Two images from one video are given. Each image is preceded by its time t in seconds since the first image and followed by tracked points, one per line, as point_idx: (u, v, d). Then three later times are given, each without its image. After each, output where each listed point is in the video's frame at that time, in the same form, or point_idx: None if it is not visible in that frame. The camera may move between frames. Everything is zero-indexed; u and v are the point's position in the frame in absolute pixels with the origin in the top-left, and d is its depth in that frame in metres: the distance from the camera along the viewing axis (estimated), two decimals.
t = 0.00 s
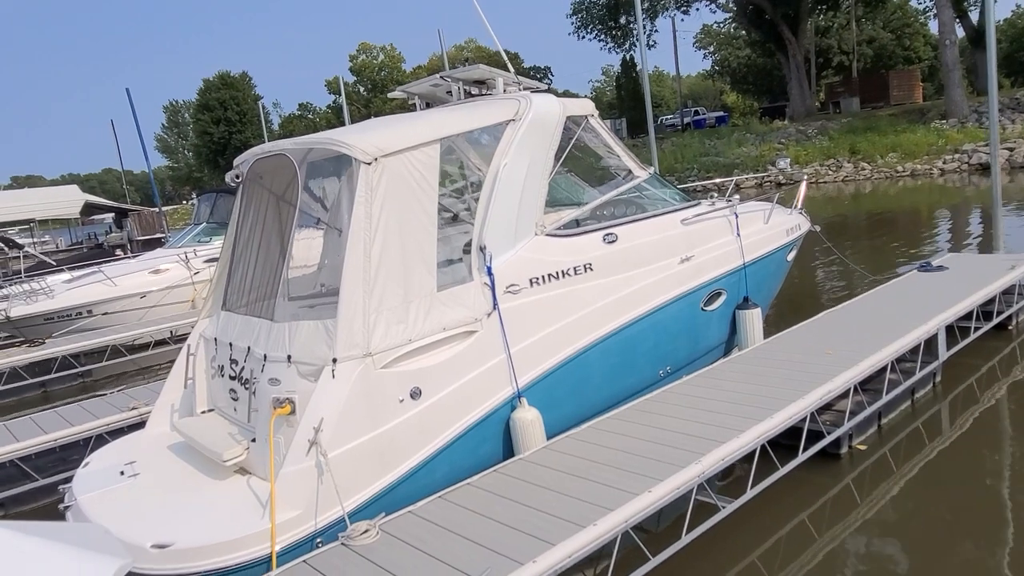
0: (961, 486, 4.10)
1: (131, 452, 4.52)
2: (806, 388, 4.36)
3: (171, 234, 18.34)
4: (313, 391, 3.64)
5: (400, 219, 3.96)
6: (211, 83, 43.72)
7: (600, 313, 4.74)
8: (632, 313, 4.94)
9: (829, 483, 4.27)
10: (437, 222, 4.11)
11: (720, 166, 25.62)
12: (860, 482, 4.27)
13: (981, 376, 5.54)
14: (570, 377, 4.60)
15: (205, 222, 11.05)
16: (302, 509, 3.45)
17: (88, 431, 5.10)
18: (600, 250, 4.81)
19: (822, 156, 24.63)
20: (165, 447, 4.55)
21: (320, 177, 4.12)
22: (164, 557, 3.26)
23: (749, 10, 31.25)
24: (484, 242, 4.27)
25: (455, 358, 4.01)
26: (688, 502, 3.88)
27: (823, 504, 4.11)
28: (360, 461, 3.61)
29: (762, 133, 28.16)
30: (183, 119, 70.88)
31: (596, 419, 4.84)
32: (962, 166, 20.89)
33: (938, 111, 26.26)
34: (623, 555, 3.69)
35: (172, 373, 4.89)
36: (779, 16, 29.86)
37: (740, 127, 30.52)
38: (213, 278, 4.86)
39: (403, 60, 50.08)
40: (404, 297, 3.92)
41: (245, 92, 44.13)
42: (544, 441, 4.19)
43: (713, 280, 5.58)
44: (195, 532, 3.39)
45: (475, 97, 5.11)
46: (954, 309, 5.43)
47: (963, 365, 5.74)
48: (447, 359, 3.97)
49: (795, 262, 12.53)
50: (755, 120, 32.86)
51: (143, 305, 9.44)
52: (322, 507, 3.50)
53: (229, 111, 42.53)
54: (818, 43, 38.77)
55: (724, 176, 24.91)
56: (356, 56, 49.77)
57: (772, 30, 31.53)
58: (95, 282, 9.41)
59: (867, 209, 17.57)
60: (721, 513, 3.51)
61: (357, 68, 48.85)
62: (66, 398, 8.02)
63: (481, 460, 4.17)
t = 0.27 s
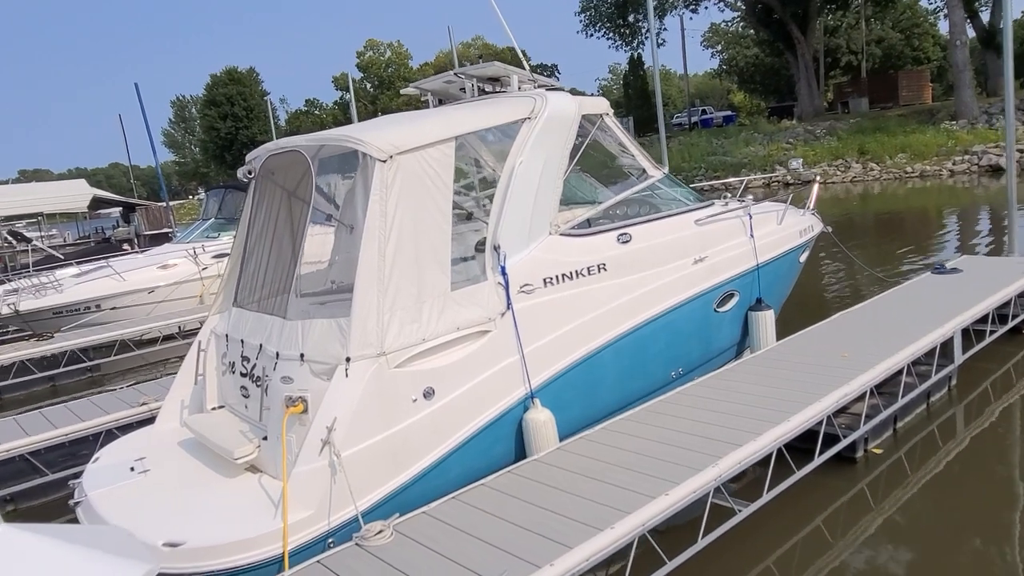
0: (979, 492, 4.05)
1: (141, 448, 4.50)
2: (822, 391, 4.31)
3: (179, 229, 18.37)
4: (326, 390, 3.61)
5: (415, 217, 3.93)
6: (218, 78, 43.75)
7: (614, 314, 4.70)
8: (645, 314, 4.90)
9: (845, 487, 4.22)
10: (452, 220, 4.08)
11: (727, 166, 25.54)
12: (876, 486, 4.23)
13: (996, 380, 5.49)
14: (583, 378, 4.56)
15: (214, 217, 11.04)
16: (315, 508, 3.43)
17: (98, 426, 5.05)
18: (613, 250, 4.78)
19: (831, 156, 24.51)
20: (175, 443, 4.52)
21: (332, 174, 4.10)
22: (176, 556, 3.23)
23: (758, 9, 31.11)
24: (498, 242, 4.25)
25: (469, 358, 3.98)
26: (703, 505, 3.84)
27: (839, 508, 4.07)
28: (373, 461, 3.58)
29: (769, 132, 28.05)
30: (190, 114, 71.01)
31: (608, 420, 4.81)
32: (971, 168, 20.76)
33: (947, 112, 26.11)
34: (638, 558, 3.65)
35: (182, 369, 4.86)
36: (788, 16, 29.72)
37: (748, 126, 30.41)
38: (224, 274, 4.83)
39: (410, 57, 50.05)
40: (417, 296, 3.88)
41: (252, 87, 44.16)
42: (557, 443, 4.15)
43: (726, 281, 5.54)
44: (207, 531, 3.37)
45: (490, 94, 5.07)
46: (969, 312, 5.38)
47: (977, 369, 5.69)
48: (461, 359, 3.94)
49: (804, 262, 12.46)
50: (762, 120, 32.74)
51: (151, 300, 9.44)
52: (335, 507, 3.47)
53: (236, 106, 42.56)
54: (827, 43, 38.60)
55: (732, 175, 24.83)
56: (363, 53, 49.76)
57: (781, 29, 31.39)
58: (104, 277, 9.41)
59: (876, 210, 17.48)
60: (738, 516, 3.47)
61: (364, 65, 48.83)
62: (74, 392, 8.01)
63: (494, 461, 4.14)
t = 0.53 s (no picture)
0: (999, 497, 4.01)
1: (152, 447, 4.47)
2: (839, 394, 4.27)
3: (183, 226, 18.35)
4: (341, 392, 3.57)
5: (430, 217, 3.90)
6: (221, 75, 43.68)
7: (628, 316, 4.67)
8: (659, 316, 4.87)
9: (862, 491, 4.18)
10: (467, 220, 4.04)
11: (732, 165, 25.49)
12: (893, 491, 4.19)
13: (1011, 383, 5.45)
14: (597, 381, 4.53)
15: (219, 215, 11.02)
16: (329, 511, 3.39)
17: (109, 425, 5.02)
18: (627, 252, 4.74)
19: (835, 156, 24.46)
20: (185, 442, 4.49)
21: (346, 173, 4.09)
22: (189, 559, 3.20)
23: (762, 8, 31.02)
24: (513, 242, 4.22)
25: (484, 359, 3.95)
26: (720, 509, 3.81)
27: (856, 513, 4.03)
28: (389, 463, 3.55)
29: (774, 132, 28.00)
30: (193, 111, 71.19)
31: (621, 423, 4.78)
32: (977, 169, 20.70)
33: (952, 113, 26.03)
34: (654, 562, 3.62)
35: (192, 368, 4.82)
36: (793, 15, 29.63)
37: (752, 126, 30.36)
38: (235, 273, 4.80)
39: (413, 54, 50.02)
40: (433, 296, 3.85)
41: (255, 84, 44.10)
42: (571, 446, 4.12)
43: (740, 283, 5.52)
44: (221, 534, 3.34)
45: (503, 93, 5.04)
46: (984, 315, 5.34)
47: (991, 372, 5.65)
48: (476, 361, 3.91)
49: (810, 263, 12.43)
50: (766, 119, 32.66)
51: (158, 297, 9.41)
52: (350, 509, 3.44)
53: (239, 103, 42.53)
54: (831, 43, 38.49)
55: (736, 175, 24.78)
56: (366, 50, 49.75)
57: (785, 29, 31.29)
58: (110, 275, 9.38)
59: (882, 211, 17.42)
60: (758, 521, 3.43)
61: (367, 62, 48.75)
62: (81, 390, 7.99)
63: (508, 464, 4.10)
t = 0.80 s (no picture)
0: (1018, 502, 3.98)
1: (163, 448, 4.44)
2: (856, 397, 4.24)
3: (186, 223, 18.32)
4: (356, 393, 3.54)
5: (446, 218, 3.87)
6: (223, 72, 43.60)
7: (642, 317, 4.64)
8: (672, 317, 4.84)
9: (879, 495, 4.15)
10: (482, 221, 4.01)
11: (735, 164, 25.46)
12: (911, 495, 4.16)
13: None
14: (611, 382, 4.50)
15: (225, 213, 10.99)
16: (345, 514, 3.36)
17: (120, 424, 4.99)
18: (641, 252, 4.71)
19: (839, 156, 24.41)
20: (196, 443, 4.46)
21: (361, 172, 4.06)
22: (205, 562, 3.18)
23: (766, 7, 30.95)
24: (528, 243, 4.18)
25: (499, 361, 3.92)
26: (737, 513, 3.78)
27: (873, 517, 4.00)
28: (404, 466, 3.52)
29: (777, 131, 27.95)
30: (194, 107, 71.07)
31: (634, 425, 4.74)
32: (981, 169, 20.66)
33: (956, 112, 25.99)
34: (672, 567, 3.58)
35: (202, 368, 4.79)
36: (797, 14, 29.56)
37: (755, 125, 30.32)
38: (246, 272, 4.77)
39: (415, 52, 49.95)
40: (448, 298, 3.82)
41: (257, 81, 44.02)
42: (586, 449, 4.09)
43: (752, 284, 5.49)
44: (236, 536, 3.32)
45: (516, 93, 5.01)
46: (999, 317, 5.31)
47: (1004, 374, 5.62)
48: (491, 362, 3.89)
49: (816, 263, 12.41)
50: (769, 118, 32.60)
51: (164, 295, 9.40)
52: (366, 512, 3.41)
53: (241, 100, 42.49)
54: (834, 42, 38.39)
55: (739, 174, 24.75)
56: (368, 48, 49.69)
57: (789, 28, 31.23)
58: (116, 272, 9.35)
59: (887, 211, 17.38)
60: (778, 526, 3.39)
61: (369, 60, 48.68)
62: (87, 388, 7.96)
63: (522, 466, 4.07)
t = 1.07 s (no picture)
0: None
1: (171, 446, 4.42)
2: (869, 398, 4.22)
3: (188, 220, 18.28)
4: (367, 393, 3.52)
5: (457, 216, 3.84)
6: (225, 68, 43.50)
7: (652, 316, 4.62)
8: (682, 317, 4.82)
9: (891, 496, 4.13)
10: (494, 219, 3.99)
11: (737, 163, 25.43)
12: (924, 496, 4.14)
13: None
14: (621, 382, 4.48)
15: (228, 209, 10.96)
16: (356, 514, 3.34)
17: (127, 421, 4.97)
18: (652, 251, 4.69)
19: (842, 155, 24.37)
20: (204, 441, 4.44)
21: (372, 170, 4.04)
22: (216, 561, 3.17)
23: (769, 5, 30.87)
24: (539, 242, 4.16)
25: (510, 360, 3.90)
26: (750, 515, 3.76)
27: (887, 519, 3.98)
28: (416, 465, 3.50)
29: (780, 130, 27.90)
30: (195, 103, 70.95)
31: (643, 425, 4.72)
32: (984, 168, 20.63)
33: (959, 112, 25.94)
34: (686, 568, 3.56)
35: (210, 366, 4.77)
36: (800, 12, 29.47)
37: (757, 123, 30.27)
38: (253, 270, 4.75)
39: (416, 49, 49.86)
40: (460, 296, 3.79)
41: (258, 78, 43.92)
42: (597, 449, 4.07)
43: (761, 283, 5.47)
44: (247, 536, 3.30)
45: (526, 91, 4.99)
46: (1010, 318, 5.28)
47: (1014, 374, 5.60)
48: (503, 361, 3.87)
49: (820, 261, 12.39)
50: (771, 117, 32.54)
51: (167, 292, 9.38)
52: (378, 511, 3.39)
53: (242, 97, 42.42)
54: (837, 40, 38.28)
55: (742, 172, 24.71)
56: (370, 45, 49.60)
57: (792, 26, 31.15)
58: (120, 269, 9.33)
59: (890, 210, 17.33)
60: (793, 528, 3.38)
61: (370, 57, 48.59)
62: (91, 385, 7.95)
63: (532, 466, 4.05)
